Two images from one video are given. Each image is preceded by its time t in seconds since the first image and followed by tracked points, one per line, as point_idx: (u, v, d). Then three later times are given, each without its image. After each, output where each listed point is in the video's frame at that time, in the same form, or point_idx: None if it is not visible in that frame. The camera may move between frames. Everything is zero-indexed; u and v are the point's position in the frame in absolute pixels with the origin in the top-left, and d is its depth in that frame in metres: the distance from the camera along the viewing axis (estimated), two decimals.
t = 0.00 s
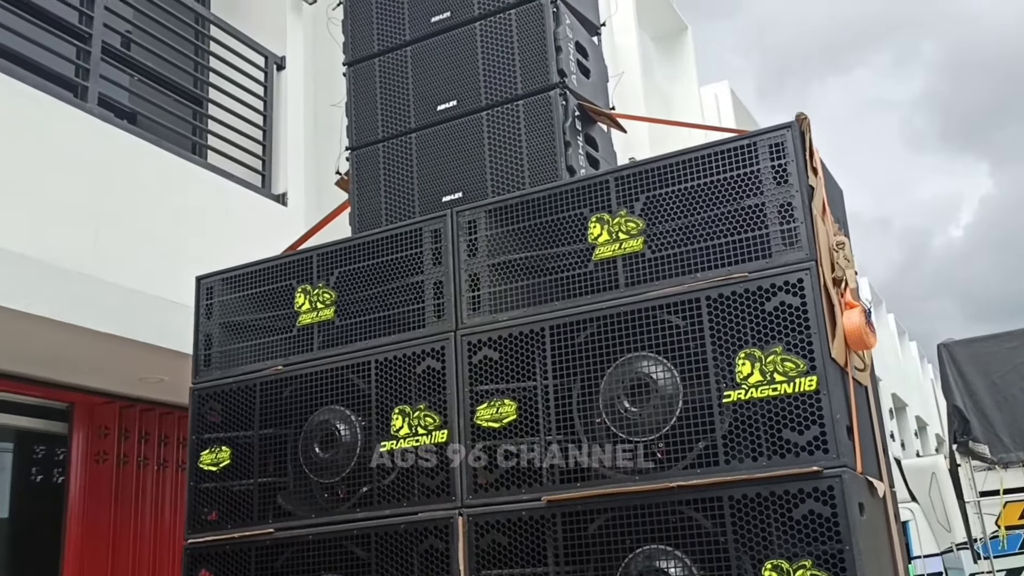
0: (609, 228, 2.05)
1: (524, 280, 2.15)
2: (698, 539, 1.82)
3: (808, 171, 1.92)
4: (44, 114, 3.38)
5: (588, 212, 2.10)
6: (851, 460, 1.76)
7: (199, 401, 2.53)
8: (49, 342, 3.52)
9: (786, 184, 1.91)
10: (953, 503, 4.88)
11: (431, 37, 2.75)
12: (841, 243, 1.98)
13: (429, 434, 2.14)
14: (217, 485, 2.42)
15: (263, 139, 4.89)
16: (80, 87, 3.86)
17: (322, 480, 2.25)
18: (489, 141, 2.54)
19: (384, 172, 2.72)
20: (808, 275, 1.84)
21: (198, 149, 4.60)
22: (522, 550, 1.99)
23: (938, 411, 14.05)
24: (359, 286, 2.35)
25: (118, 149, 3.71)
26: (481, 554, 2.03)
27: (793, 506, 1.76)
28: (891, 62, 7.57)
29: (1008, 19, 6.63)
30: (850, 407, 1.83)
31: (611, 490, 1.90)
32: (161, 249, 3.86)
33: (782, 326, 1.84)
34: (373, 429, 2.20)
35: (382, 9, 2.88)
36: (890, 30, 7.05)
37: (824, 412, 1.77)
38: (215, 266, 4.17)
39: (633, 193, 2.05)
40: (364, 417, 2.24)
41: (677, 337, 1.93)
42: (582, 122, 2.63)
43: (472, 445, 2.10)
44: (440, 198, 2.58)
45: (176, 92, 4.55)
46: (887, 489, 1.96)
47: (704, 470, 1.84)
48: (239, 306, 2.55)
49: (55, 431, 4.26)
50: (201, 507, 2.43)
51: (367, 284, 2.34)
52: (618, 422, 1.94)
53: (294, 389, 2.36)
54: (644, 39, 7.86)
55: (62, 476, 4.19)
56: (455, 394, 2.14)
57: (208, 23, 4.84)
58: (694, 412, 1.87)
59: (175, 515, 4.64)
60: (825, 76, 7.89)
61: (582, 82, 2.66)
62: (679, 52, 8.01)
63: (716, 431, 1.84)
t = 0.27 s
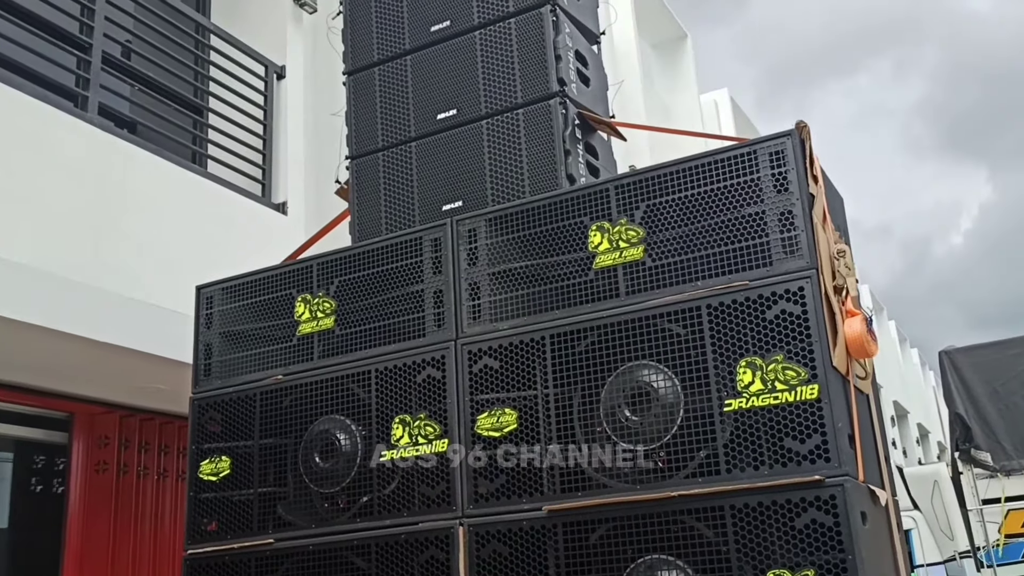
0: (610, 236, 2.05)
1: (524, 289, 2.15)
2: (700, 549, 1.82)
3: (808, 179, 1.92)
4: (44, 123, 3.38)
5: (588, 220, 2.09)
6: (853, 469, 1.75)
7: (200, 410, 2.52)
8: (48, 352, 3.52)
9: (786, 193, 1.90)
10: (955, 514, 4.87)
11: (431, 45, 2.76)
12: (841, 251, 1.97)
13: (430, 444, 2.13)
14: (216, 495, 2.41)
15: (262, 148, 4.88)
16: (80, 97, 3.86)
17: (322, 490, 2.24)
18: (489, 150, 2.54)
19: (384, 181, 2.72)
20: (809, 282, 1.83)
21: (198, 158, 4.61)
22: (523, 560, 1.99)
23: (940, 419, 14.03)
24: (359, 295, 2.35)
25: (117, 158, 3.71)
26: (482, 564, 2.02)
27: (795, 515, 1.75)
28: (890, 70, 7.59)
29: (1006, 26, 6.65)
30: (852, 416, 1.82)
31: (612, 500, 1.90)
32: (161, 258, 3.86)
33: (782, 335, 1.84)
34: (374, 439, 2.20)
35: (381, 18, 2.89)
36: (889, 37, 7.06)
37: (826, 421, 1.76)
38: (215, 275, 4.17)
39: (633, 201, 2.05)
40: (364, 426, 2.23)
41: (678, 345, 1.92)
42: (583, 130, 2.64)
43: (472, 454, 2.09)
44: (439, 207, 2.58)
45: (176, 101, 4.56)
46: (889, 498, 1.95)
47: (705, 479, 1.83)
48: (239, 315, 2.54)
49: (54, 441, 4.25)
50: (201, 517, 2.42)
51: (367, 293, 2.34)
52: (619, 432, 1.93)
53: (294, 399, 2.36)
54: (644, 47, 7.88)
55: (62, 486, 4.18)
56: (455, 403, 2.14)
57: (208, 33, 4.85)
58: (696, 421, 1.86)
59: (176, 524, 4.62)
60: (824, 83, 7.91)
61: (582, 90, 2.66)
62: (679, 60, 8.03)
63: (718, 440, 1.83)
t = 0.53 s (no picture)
0: (607, 243, 2.04)
1: (522, 296, 2.15)
2: (698, 556, 1.81)
3: (806, 185, 1.92)
4: (42, 132, 3.38)
5: (585, 227, 2.09)
6: (851, 475, 1.75)
7: (197, 418, 2.52)
8: (45, 360, 3.52)
9: (784, 199, 1.90)
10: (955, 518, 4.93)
11: (428, 53, 2.76)
12: (838, 256, 1.97)
13: (428, 451, 2.13)
14: (214, 503, 2.41)
15: (260, 155, 4.89)
16: (78, 105, 3.86)
17: (320, 498, 2.24)
18: (486, 157, 2.54)
19: (382, 189, 2.72)
20: (807, 288, 1.83)
21: (196, 166, 4.61)
22: (522, 567, 1.98)
23: (939, 423, 14.05)
24: (357, 302, 2.35)
25: (114, 165, 3.71)
26: (480, 572, 2.02)
27: (793, 521, 1.75)
28: (887, 76, 7.62)
29: (1001, 31, 6.67)
30: (850, 421, 1.82)
31: (611, 507, 1.89)
32: (159, 266, 3.86)
33: (780, 341, 1.84)
34: (371, 446, 2.19)
35: (378, 25, 2.89)
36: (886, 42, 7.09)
37: (824, 427, 1.76)
38: (212, 283, 4.17)
39: (630, 208, 2.05)
40: (362, 434, 2.22)
41: (676, 351, 1.92)
42: (580, 137, 2.64)
43: (470, 461, 2.09)
44: (437, 214, 2.59)
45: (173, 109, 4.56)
46: (887, 503, 1.95)
47: (703, 485, 1.82)
48: (237, 323, 2.54)
49: (52, 449, 4.24)
50: (199, 525, 2.42)
51: (365, 300, 2.34)
52: (617, 438, 1.93)
53: (291, 406, 2.35)
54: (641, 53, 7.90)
55: (59, 494, 4.16)
56: (453, 410, 2.13)
57: (206, 41, 4.86)
58: (694, 427, 1.86)
59: (174, 531, 4.62)
60: (821, 89, 7.93)
61: (579, 97, 2.66)
62: (676, 66, 8.05)
63: (716, 447, 1.83)
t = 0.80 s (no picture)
0: (601, 248, 2.05)
1: (517, 301, 2.15)
2: (693, 561, 1.81)
3: (799, 191, 1.92)
4: (38, 138, 3.38)
5: (580, 233, 2.10)
6: (845, 480, 1.75)
7: (191, 425, 2.52)
8: (39, 367, 3.51)
9: (777, 205, 1.91)
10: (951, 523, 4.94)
11: (422, 59, 2.77)
12: (831, 262, 1.98)
13: (422, 457, 2.13)
14: (208, 509, 2.40)
15: (255, 161, 4.89)
16: (72, 111, 3.86)
17: (314, 504, 2.23)
18: (481, 163, 2.55)
19: (376, 195, 2.72)
20: (800, 294, 1.84)
21: (191, 172, 4.61)
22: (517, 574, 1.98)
23: (934, 427, 14.07)
24: (351, 308, 2.35)
25: (109, 172, 3.71)
26: None
27: (787, 526, 1.75)
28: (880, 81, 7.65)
29: (994, 36, 6.70)
30: (843, 426, 1.82)
31: (605, 513, 1.89)
32: (154, 273, 3.86)
33: (774, 346, 1.84)
34: (366, 452, 2.19)
35: (373, 32, 2.90)
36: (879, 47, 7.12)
37: (818, 432, 1.76)
38: (207, 289, 4.17)
39: (624, 214, 2.05)
40: (357, 440, 2.22)
41: (670, 357, 1.92)
42: (574, 143, 2.65)
43: (465, 467, 2.09)
44: (431, 220, 2.59)
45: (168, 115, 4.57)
46: (881, 508, 1.95)
47: (698, 490, 1.83)
48: (231, 329, 2.54)
49: (47, 456, 4.24)
50: (193, 532, 2.41)
51: (359, 306, 2.34)
52: (612, 444, 1.93)
53: (286, 413, 2.35)
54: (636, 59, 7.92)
55: (54, 502, 4.17)
56: (448, 416, 2.13)
57: (201, 47, 4.87)
58: (688, 433, 1.86)
59: (169, 538, 4.61)
60: (815, 94, 7.96)
61: (573, 103, 2.67)
62: (670, 72, 8.07)
63: (710, 452, 1.83)
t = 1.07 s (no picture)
0: (593, 253, 2.06)
1: (509, 305, 2.16)
2: (684, 564, 1.82)
3: (789, 196, 1.93)
4: (30, 141, 3.38)
5: (572, 237, 2.10)
6: (835, 483, 1.76)
7: (183, 429, 2.51)
8: (29, 371, 3.50)
9: (767, 209, 1.91)
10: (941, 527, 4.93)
11: (415, 64, 2.78)
12: (822, 266, 1.99)
13: (415, 461, 2.13)
14: (200, 514, 2.40)
15: (247, 165, 4.89)
16: (64, 115, 3.85)
17: (307, 508, 2.24)
18: (473, 168, 2.56)
19: (369, 199, 2.73)
20: (791, 298, 1.85)
21: (184, 176, 4.61)
22: None
23: (925, 431, 14.13)
24: (344, 312, 2.35)
25: (101, 175, 3.70)
26: None
27: (778, 529, 1.76)
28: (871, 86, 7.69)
29: (984, 43, 6.75)
30: (833, 430, 1.83)
31: (597, 516, 1.90)
32: (147, 276, 3.86)
33: (764, 350, 1.85)
34: (359, 456, 2.19)
35: (366, 37, 2.91)
36: (871, 52, 7.16)
37: (808, 435, 1.77)
38: (199, 293, 4.17)
39: (616, 218, 2.06)
40: (349, 443, 2.22)
41: (661, 361, 1.93)
42: (567, 148, 2.66)
43: (458, 471, 2.09)
44: (423, 224, 2.60)
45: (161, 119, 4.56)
46: (871, 511, 1.96)
47: (689, 493, 1.83)
48: (224, 333, 2.54)
49: (38, 461, 4.22)
50: (185, 537, 2.41)
51: (352, 310, 2.34)
52: (603, 447, 1.94)
53: (278, 417, 2.35)
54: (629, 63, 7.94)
55: (46, 507, 4.15)
56: (440, 420, 2.14)
57: (193, 51, 4.86)
58: (679, 436, 1.87)
59: (162, 543, 4.61)
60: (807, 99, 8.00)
61: (565, 108, 2.68)
62: (663, 76, 8.09)
63: (701, 455, 1.84)
